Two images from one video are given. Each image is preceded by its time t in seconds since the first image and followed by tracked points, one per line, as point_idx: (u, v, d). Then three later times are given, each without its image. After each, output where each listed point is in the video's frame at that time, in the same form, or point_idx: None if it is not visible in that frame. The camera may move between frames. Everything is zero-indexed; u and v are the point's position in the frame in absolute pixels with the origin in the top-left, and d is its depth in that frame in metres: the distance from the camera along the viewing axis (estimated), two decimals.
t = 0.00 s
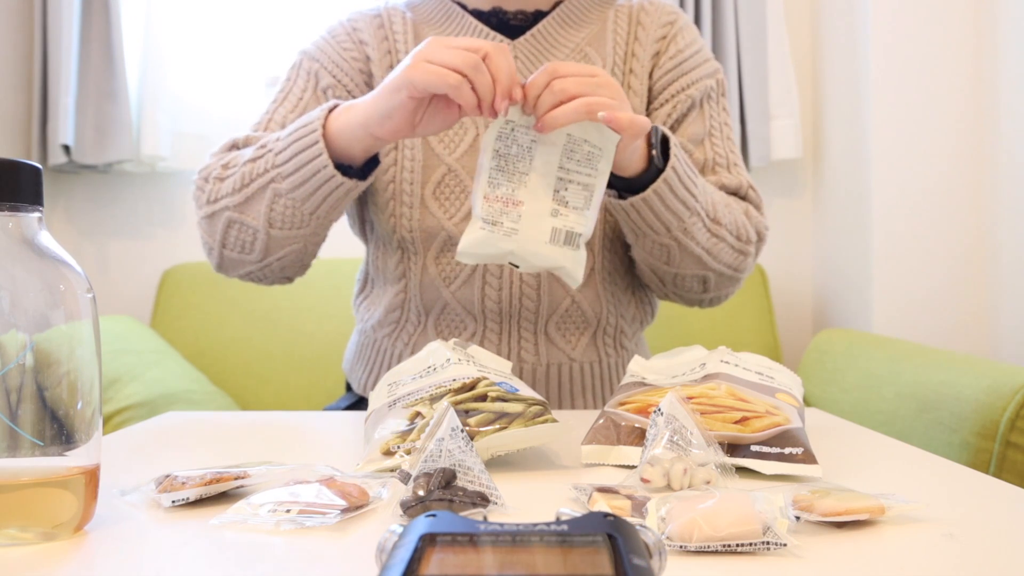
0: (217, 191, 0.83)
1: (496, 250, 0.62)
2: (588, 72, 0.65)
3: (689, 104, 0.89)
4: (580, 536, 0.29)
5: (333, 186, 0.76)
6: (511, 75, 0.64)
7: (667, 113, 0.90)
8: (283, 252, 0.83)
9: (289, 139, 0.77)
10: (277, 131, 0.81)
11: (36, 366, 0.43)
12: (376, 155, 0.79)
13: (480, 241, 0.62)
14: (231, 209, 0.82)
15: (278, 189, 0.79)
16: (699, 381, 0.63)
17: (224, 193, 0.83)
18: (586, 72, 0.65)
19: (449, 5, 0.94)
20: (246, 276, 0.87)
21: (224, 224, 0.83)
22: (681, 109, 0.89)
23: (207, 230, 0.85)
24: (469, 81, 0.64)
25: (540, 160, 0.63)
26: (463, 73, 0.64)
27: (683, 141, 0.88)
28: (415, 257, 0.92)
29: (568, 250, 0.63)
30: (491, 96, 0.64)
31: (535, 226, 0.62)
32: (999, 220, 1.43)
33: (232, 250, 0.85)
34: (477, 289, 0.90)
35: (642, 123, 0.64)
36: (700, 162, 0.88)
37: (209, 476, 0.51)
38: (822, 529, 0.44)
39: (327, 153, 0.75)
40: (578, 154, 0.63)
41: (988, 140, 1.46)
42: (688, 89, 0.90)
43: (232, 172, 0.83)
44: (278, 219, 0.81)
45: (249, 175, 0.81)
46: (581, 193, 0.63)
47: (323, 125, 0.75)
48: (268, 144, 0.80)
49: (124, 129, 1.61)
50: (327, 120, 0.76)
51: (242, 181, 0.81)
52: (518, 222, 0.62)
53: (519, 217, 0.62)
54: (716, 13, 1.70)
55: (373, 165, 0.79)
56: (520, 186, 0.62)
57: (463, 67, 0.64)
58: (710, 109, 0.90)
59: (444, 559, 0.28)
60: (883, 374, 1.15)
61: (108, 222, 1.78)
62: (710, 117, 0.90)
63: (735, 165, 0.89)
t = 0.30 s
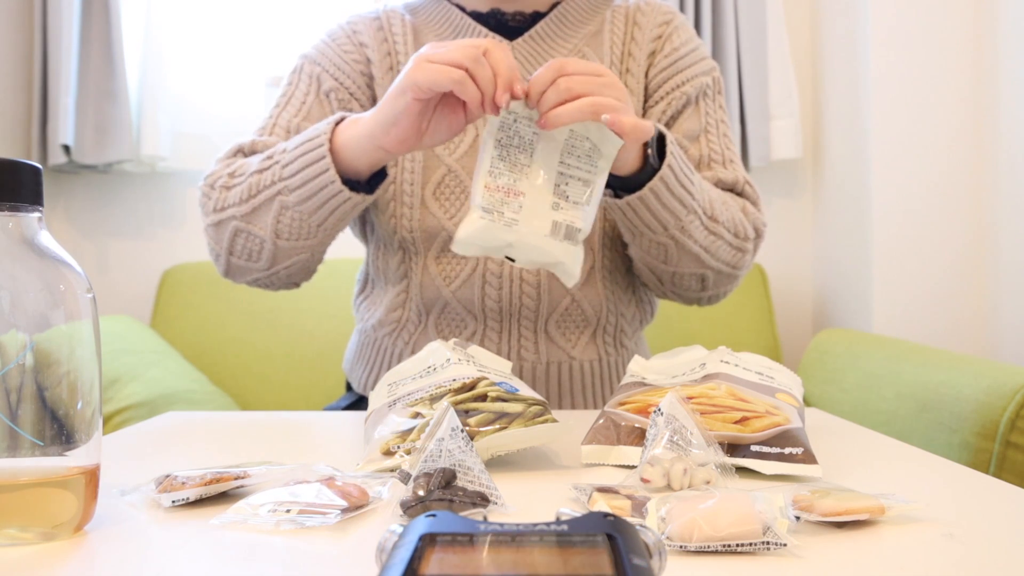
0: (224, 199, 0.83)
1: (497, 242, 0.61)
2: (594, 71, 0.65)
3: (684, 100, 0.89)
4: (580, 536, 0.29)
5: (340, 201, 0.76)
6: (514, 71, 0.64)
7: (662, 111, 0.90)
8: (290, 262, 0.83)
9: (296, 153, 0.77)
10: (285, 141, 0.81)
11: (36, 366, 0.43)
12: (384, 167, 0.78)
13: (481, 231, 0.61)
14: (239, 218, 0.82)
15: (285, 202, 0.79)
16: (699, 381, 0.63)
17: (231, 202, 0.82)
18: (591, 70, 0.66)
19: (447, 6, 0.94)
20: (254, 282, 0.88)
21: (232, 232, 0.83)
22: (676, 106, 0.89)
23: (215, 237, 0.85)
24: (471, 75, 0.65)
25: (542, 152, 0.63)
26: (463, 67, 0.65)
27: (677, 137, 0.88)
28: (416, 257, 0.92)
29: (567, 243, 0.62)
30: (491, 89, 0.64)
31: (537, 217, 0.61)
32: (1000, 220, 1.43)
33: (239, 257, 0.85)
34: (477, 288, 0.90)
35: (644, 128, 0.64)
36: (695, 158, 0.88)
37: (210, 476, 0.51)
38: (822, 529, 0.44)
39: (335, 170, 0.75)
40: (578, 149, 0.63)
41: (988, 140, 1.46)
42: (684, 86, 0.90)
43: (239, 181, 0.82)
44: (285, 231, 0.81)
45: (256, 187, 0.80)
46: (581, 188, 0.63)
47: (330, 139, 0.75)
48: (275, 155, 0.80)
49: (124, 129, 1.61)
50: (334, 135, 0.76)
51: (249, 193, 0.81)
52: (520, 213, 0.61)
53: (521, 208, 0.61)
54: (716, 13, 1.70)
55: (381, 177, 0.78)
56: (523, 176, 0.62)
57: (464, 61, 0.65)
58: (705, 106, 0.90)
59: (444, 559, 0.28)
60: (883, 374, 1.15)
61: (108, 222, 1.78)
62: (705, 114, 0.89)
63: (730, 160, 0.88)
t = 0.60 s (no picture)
0: (233, 213, 0.84)
1: (507, 237, 0.62)
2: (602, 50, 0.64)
3: (685, 97, 0.89)
4: (580, 536, 0.29)
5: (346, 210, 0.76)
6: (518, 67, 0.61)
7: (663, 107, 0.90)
8: (303, 270, 0.84)
9: (300, 164, 0.77)
10: (287, 150, 0.81)
11: (36, 366, 0.43)
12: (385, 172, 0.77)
13: (488, 226, 0.62)
14: (250, 231, 0.83)
15: (292, 213, 0.79)
16: (699, 381, 0.63)
17: (241, 215, 0.83)
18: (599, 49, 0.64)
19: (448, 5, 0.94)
20: (272, 291, 0.89)
21: (244, 244, 0.84)
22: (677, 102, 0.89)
23: (229, 248, 0.86)
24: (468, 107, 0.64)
25: (552, 142, 0.61)
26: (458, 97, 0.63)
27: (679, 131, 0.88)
28: (418, 257, 0.92)
29: (579, 234, 0.62)
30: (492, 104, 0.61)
31: (547, 209, 0.61)
32: (1000, 220, 1.43)
33: (254, 268, 0.86)
34: (479, 287, 0.90)
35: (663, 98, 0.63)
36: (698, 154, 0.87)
37: (210, 476, 0.51)
38: (822, 529, 0.44)
39: (337, 179, 0.75)
40: (589, 134, 0.61)
41: (988, 140, 1.46)
42: (685, 84, 0.90)
43: (246, 194, 0.83)
44: (294, 241, 0.81)
45: (263, 200, 0.81)
46: (592, 171, 0.61)
47: (331, 144, 0.75)
48: (279, 166, 0.80)
49: (123, 129, 1.61)
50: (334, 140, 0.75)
51: (257, 205, 0.81)
52: (529, 207, 0.61)
53: (530, 203, 0.61)
54: (716, 13, 1.70)
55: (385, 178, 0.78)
56: (531, 169, 0.61)
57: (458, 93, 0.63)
58: (706, 104, 0.90)
59: (444, 559, 0.28)
60: (883, 374, 1.15)
61: (108, 222, 1.79)
62: (707, 112, 0.90)
63: (732, 157, 0.88)
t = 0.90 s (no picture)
0: (260, 237, 0.84)
1: (474, 220, 0.54)
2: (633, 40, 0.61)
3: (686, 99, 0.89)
4: (580, 536, 0.29)
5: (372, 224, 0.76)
6: (521, 74, 0.57)
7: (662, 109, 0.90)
8: (337, 282, 0.85)
9: (319, 185, 0.76)
10: (303, 168, 0.80)
11: (36, 366, 0.43)
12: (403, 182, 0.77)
13: (464, 206, 0.55)
14: (278, 253, 0.83)
15: (318, 232, 0.79)
16: (699, 381, 0.63)
17: (267, 238, 0.83)
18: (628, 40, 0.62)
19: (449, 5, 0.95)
20: (309, 305, 0.90)
21: (275, 265, 0.85)
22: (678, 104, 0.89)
23: (260, 271, 0.87)
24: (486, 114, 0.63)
25: (542, 130, 0.53)
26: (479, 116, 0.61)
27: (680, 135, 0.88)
28: (420, 257, 0.92)
29: (542, 233, 0.51)
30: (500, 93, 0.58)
31: (511, 197, 0.51)
32: (1000, 221, 1.43)
33: (288, 287, 0.87)
34: (480, 287, 0.90)
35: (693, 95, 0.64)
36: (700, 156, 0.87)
37: (210, 476, 0.51)
38: (822, 529, 0.44)
39: (359, 197, 0.75)
40: (582, 131, 0.52)
41: (988, 141, 1.46)
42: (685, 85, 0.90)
43: (269, 217, 0.82)
44: (324, 257, 0.82)
45: (287, 222, 0.81)
46: (575, 171, 0.51)
47: (346, 154, 0.74)
48: (298, 187, 0.79)
49: (123, 130, 1.61)
50: (349, 152, 0.75)
51: (282, 227, 0.81)
52: (498, 192, 0.52)
53: (496, 188, 0.53)
54: (716, 14, 1.70)
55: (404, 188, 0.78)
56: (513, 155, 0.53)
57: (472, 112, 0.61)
58: (707, 106, 0.90)
59: (444, 560, 0.28)
60: (883, 374, 1.15)
61: (108, 222, 1.79)
62: (708, 115, 0.90)
63: (732, 160, 0.88)
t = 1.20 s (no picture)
0: (269, 236, 0.83)
1: (489, 179, 0.60)
2: (631, 69, 0.60)
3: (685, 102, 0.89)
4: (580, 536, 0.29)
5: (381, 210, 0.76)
6: (522, 39, 0.60)
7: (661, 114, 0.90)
8: (349, 277, 0.85)
9: (323, 175, 0.76)
10: (305, 163, 0.80)
11: (36, 366, 0.43)
12: (411, 166, 0.77)
13: (475, 166, 0.61)
14: (289, 250, 0.83)
15: (327, 223, 0.79)
16: (699, 381, 0.63)
17: (277, 236, 0.83)
18: (628, 72, 0.60)
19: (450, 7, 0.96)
20: (322, 304, 0.90)
21: (286, 263, 0.85)
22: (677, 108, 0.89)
23: (272, 271, 0.87)
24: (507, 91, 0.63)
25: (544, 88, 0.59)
26: (495, 94, 0.62)
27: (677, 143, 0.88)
28: (421, 256, 0.92)
29: (555, 181, 0.59)
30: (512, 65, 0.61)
31: (524, 154, 0.59)
32: (999, 221, 1.43)
33: (300, 284, 0.87)
34: (481, 286, 0.90)
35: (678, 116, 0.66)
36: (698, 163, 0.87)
37: (210, 476, 0.51)
38: (822, 529, 0.44)
39: (366, 180, 0.75)
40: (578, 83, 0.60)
41: (988, 140, 1.46)
42: (685, 88, 0.90)
43: (277, 214, 0.82)
44: (336, 250, 0.82)
45: (296, 217, 0.80)
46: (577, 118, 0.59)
47: (346, 142, 0.74)
48: (302, 181, 0.79)
49: (123, 129, 1.61)
50: (349, 140, 0.74)
51: (291, 223, 0.81)
52: (508, 150, 0.60)
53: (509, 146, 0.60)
54: (716, 14, 1.70)
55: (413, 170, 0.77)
56: (519, 112, 0.60)
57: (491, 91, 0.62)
58: (706, 111, 0.90)
59: (444, 560, 0.28)
60: (883, 374, 1.15)
61: (108, 222, 1.79)
62: (707, 120, 0.90)
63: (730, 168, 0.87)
